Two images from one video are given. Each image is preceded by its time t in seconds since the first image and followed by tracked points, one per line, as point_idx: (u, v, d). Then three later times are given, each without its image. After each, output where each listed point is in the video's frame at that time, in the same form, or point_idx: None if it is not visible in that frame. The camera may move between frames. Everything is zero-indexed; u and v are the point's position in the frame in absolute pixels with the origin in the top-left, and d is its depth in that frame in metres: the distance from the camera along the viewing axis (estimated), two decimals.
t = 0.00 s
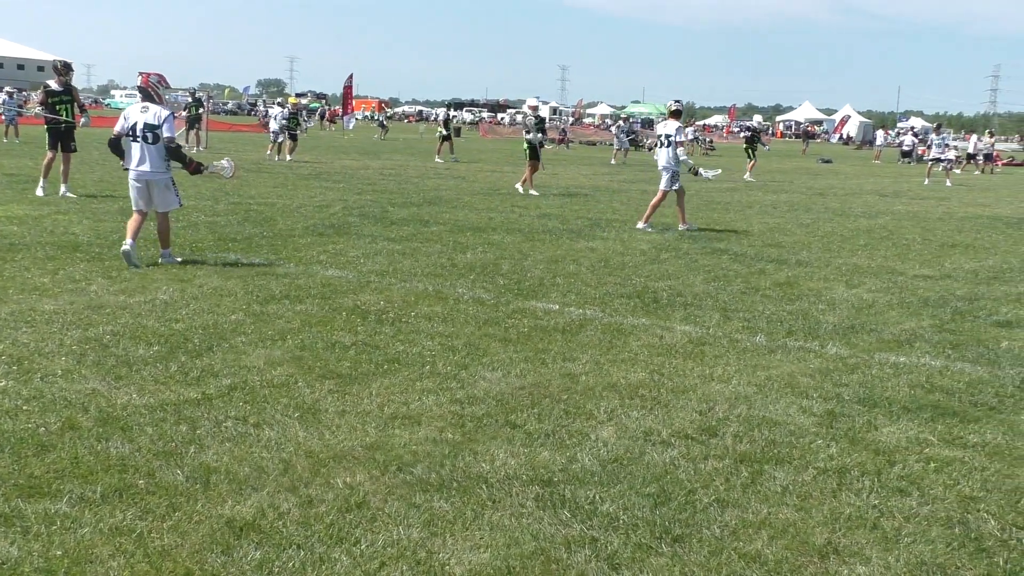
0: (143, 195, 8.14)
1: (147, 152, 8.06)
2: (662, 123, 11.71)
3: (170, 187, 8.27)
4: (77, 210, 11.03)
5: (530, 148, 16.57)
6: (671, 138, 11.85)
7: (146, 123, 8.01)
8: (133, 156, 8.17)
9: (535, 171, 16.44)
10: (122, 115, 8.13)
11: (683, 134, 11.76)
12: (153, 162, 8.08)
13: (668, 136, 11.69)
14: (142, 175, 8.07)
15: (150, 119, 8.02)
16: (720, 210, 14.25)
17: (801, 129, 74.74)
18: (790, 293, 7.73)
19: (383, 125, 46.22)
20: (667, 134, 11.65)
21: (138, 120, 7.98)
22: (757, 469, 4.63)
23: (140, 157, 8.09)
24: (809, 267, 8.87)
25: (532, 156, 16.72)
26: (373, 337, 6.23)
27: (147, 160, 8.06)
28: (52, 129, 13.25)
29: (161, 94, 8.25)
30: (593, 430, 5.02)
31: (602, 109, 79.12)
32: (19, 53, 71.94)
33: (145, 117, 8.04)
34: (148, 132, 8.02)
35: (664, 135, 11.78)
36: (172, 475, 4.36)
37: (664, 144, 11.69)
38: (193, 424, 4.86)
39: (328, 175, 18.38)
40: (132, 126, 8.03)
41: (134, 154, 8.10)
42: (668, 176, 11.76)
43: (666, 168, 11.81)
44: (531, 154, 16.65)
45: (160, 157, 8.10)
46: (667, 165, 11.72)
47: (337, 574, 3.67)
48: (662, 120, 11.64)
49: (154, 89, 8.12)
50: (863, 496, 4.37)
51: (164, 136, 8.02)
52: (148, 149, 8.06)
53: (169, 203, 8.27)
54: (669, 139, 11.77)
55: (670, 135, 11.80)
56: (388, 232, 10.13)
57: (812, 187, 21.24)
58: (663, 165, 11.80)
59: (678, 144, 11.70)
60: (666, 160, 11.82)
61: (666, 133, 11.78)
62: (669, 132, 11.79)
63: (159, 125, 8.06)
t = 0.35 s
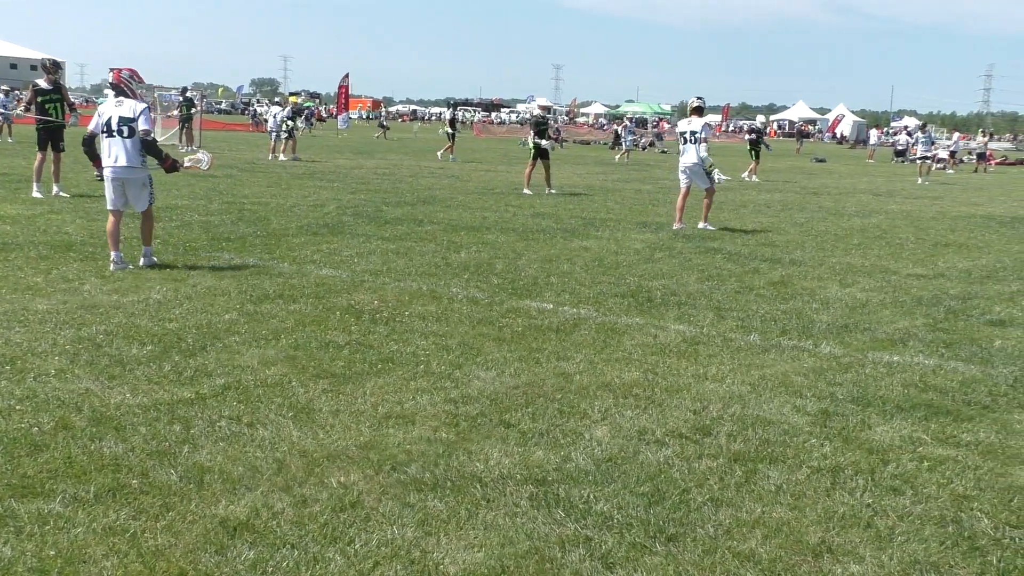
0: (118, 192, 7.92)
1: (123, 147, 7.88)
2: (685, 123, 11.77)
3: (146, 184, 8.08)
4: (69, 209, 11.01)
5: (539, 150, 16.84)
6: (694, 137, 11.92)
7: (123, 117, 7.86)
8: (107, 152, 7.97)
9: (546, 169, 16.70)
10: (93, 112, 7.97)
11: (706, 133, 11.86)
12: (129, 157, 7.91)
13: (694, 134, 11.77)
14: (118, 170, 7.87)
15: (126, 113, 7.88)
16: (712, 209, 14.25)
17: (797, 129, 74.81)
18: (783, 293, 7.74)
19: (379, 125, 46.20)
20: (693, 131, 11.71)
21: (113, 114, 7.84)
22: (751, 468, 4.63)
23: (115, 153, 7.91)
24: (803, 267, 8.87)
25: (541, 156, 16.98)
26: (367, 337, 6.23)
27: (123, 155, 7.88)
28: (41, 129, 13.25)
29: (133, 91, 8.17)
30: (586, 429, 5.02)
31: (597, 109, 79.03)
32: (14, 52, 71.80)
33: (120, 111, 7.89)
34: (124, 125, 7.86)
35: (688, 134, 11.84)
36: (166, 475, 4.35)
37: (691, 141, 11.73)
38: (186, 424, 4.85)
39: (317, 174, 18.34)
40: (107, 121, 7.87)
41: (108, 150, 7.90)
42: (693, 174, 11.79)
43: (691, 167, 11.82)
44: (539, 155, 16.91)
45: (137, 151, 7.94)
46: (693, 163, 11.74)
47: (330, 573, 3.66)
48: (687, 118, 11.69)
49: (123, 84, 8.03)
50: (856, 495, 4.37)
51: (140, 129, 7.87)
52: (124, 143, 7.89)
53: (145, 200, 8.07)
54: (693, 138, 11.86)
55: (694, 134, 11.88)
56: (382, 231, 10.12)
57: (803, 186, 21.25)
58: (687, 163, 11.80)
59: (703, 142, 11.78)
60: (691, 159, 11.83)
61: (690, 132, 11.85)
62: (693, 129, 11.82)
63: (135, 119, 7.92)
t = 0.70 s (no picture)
0: (100, 195, 7.89)
1: (101, 150, 7.72)
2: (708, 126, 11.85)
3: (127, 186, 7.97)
4: (61, 209, 10.99)
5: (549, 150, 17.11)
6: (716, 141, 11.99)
7: (99, 119, 7.66)
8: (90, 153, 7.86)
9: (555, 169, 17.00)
10: (75, 111, 7.82)
11: (729, 137, 11.93)
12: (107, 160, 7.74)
13: (716, 136, 11.83)
14: (97, 174, 7.78)
15: (103, 115, 7.67)
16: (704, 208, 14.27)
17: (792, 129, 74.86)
18: (776, 292, 7.75)
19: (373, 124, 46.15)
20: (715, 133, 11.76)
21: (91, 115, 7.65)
22: (744, 467, 4.64)
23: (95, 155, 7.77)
24: (795, 266, 8.88)
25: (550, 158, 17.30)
26: (360, 336, 6.23)
27: (101, 157, 7.73)
28: (28, 128, 13.25)
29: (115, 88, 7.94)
30: (579, 428, 5.02)
31: (592, 109, 78.97)
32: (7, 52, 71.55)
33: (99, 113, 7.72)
34: (102, 128, 7.67)
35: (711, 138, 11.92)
36: (158, 475, 4.35)
37: (712, 143, 11.78)
38: (179, 424, 4.85)
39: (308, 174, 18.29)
40: (86, 122, 7.71)
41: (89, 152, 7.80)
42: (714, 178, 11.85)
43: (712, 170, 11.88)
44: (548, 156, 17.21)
45: (116, 154, 7.79)
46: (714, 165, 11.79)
47: (324, 573, 3.66)
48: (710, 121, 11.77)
49: (103, 82, 7.77)
50: (849, 494, 4.38)
51: (118, 132, 7.66)
52: (102, 146, 7.74)
53: (127, 202, 7.99)
54: (716, 141, 11.90)
55: (716, 137, 11.93)
56: (374, 230, 10.11)
57: (793, 186, 21.27)
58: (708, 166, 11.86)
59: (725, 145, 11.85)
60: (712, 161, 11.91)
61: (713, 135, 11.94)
62: (717, 132, 11.89)
63: (112, 121, 7.70)
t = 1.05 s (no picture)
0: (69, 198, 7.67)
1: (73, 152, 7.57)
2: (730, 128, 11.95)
3: (95, 190, 7.70)
4: (50, 209, 10.93)
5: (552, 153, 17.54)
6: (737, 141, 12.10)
7: (73, 121, 7.56)
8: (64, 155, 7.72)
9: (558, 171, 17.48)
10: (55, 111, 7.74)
11: (750, 138, 12.01)
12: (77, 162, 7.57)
13: (737, 138, 11.92)
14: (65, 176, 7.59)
15: (77, 117, 7.56)
16: (695, 207, 14.29)
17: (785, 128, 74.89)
18: (767, 291, 7.76)
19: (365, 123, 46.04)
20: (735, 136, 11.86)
21: (66, 116, 7.55)
22: (734, 466, 4.65)
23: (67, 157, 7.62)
24: (786, 265, 8.89)
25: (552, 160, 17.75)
26: (350, 336, 6.22)
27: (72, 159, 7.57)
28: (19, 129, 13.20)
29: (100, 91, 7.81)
30: (570, 428, 5.02)
31: (583, 108, 78.88)
32: None
33: (76, 115, 7.59)
34: (74, 130, 7.56)
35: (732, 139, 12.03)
36: (148, 475, 4.33)
37: (734, 145, 11.91)
38: (169, 424, 4.84)
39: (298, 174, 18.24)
40: (62, 123, 7.61)
41: (62, 153, 7.67)
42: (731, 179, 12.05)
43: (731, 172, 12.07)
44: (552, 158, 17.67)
45: (85, 157, 7.59)
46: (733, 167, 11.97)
47: (315, 574, 3.66)
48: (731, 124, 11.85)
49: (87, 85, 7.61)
50: (839, 492, 4.39)
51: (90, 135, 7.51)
52: (75, 148, 7.58)
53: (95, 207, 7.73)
54: (737, 142, 12.04)
55: (737, 138, 12.03)
56: (365, 230, 10.09)
57: (784, 184, 21.30)
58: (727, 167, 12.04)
59: (746, 147, 11.95)
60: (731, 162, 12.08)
61: (734, 135, 12.04)
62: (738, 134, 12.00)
63: (86, 123, 7.57)
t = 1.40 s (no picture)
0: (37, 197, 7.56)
1: (43, 150, 7.48)
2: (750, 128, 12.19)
3: (71, 191, 7.69)
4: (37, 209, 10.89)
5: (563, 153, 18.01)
6: (755, 141, 12.34)
7: (45, 118, 7.49)
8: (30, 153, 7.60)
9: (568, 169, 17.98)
10: (20, 108, 7.62)
11: (769, 135, 12.23)
12: (49, 162, 7.50)
13: (756, 137, 12.15)
14: (35, 175, 7.49)
15: (49, 115, 7.49)
16: (684, 206, 14.32)
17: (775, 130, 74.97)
18: (755, 290, 7.78)
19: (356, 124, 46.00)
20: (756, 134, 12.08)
21: (37, 114, 7.47)
22: (723, 465, 4.65)
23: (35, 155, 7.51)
24: (774, 265, 8.91)
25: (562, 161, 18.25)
26: (339, 336, 6.21)
27: (43, 158, 7.47)
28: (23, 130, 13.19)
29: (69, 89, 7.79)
30: (560, 427, 5.02)
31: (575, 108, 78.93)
32: None
33: (46, 113, 7.52)
34: (46, 128, 7.48)
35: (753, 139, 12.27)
36: (136, 476, 4.32)
37: (752, 144, 12.14)
38: (157, 424, 4.83)
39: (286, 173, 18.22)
40: (31, 120, 7.51)
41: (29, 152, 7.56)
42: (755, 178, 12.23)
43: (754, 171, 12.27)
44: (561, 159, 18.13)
45: (57, 156, 7.52)
46: (755, 166, 12.17)
47: (303, 574, 3.66)
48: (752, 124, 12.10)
49: (55, 80, 7.60)
50: (827, 491, 4.40)
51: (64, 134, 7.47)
52: (45, 147, 7.50)
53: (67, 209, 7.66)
54: (756, 141, 12.25)
55: (756, 137, 12.26)
56: (354, 230, 10.09)
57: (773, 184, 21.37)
58: (749, 166, 12.23)
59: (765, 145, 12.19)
60: (753, 161, 12.29)
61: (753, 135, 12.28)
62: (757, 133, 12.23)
63: (59, 121, 7.52)
